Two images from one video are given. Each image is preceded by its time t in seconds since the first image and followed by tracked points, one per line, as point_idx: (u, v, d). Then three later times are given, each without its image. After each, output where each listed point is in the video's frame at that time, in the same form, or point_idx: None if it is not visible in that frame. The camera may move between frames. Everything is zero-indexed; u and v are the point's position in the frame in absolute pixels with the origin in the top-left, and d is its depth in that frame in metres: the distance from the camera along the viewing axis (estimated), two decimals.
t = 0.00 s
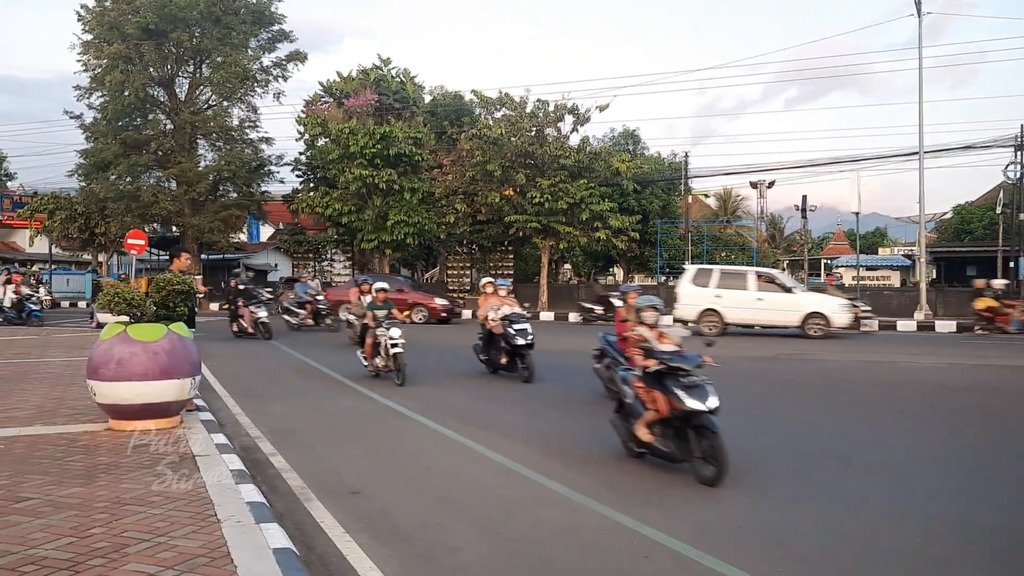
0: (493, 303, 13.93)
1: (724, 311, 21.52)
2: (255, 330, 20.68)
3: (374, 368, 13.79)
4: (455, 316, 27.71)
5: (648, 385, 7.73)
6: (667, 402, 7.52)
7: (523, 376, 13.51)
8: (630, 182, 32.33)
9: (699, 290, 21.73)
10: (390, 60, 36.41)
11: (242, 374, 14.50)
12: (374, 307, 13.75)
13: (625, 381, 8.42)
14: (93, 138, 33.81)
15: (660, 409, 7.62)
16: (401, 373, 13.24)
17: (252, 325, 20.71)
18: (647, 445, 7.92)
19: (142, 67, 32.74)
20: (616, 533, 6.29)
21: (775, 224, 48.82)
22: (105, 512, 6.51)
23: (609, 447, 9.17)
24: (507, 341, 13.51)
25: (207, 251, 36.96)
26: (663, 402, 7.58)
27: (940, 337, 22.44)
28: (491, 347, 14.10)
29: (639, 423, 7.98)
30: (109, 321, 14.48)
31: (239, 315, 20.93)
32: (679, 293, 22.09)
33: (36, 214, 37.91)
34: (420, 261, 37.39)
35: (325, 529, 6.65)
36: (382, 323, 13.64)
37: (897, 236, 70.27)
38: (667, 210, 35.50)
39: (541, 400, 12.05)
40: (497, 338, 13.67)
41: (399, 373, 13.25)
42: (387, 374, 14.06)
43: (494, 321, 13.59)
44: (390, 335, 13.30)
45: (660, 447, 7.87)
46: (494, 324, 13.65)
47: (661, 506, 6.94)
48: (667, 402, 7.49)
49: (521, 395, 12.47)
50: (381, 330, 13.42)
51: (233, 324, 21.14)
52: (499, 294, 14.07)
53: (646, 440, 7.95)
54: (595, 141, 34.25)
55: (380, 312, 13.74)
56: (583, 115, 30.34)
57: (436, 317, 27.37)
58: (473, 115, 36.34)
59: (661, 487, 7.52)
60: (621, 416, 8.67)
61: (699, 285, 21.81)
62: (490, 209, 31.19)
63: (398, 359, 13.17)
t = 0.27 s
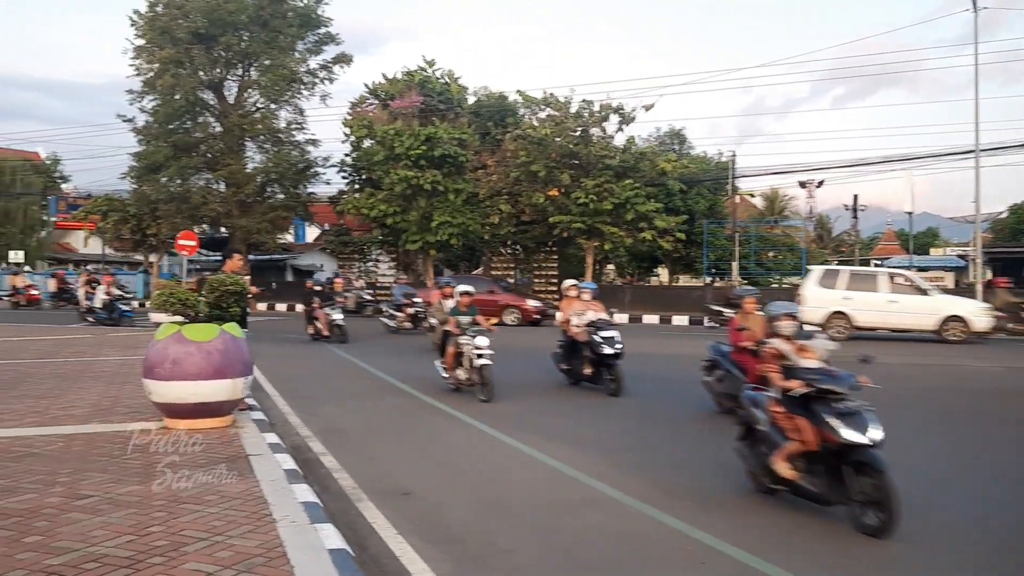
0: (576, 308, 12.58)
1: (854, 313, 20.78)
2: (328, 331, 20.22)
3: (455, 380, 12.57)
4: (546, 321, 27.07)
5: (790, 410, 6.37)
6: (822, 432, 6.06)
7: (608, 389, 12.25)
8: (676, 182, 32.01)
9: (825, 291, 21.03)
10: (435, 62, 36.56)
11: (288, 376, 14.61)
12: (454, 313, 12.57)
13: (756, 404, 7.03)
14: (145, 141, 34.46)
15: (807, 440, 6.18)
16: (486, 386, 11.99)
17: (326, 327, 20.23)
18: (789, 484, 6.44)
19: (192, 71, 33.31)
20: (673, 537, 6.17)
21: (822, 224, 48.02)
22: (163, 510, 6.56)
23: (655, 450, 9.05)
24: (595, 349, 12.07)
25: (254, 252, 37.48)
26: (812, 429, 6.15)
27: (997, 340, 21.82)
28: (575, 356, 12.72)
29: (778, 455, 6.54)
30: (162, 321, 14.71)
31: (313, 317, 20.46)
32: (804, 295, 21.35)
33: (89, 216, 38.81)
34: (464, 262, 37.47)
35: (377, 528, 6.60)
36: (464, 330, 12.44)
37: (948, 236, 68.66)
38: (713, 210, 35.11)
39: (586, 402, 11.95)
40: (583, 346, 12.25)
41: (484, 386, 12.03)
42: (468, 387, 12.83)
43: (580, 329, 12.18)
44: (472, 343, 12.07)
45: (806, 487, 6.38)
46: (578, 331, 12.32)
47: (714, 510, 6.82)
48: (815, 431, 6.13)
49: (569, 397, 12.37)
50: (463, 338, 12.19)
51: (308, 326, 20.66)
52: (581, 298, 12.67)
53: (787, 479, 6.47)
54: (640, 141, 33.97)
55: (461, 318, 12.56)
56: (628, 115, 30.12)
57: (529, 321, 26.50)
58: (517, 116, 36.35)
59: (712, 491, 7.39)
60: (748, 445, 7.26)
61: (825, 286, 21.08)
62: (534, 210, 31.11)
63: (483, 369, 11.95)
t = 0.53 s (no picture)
0: (663, 313, 11.81)
1: (993, 315, 20.52)
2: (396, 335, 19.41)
3: (544, 397, 11.28)
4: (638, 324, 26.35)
5: (969, 445, 5.11)
6: (1018, 473, 4.75)
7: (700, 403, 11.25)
8: (719, 181, 31.68)
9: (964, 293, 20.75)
10: (475, 62, 36.63)
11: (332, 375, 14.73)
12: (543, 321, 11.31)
13: (916, 434, 5.70)
14: (191, 143, 35.03)
15: (994, 482, 4.87)
16: (580, 405, 10.66)
17: (394, 330, 19.44)
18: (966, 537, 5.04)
19: (237, 73, 33.79)
20: (721, 540, 6.08)
21: (867, 224, 47.21)
22: (212, 508, 6.63)
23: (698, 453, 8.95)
24: (685, 359, 11.18)
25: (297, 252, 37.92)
26: (1001, 468, 4.85)
27: None
28: (661, 366, 11.87)
29: (951, 499, 5.17)
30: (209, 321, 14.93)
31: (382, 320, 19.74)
32: (938, 297, 21.09)
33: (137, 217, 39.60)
34: (504, 263, 37.51)
35: (422, 528, 6.59)
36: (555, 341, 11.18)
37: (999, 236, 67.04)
38: (756, 210, 34.70)
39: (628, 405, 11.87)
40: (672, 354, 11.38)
41: (578, 404, 10.70)
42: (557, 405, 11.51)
43: (669, 336, 11.42)
44: (564, 356, 10.75)
45: (988, 544, 4.98)
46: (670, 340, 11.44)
47: (761, 514, 6.72)
48: (1008, 471, 4.82)
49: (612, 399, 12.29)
50: (553, 350, 10.91)
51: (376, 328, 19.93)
52: (669, 302, 11.90)
53: (963, 530, 5.08)
54: (682, 141, 33.68)
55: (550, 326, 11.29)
56: (670, 114, 29.88)
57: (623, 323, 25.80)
58: (557, 116, 36.30)
59: (758, 495, 7.28)
60: (903, 484, 5.85)
61: (962, 287, 20.82)
62: (575, 210, 31.02)
63: (577, 385, 10.61)
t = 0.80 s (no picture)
0: (768, 320, 10.34)
1: None
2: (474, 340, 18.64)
3: (656, 421, 9.52)
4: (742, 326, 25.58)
5: None
6: None
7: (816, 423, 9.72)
8: (770, 181, 31.20)
9: None
10: (523, 64, 36.65)
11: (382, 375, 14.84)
12: (653, 331, 9.61)
13: None
14: (244, 147, 35.66)
15: None
16: (704, 431, 8.84)
17: (472, 335, 18.67)
18: None
19: (289, 78, 34.33)
20: (776, 544, 5.96)
21: (924, 224, 46.05)
22: (267, 505, 6.73)
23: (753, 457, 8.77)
24: (797, 373, 9.72)
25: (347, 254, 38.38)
26: None
27: None
28: (765, 381, 10.33)
29: None
30: (263, 321, 15.18)
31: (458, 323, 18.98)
32: None
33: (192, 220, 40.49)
34: (551, 264, 37.48)
35: (473, 528, 6.58)
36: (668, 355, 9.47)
37: None
38: (809, 210, 34.10)
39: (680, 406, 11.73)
40: (781, 367, 9.89)
41: (701, 431, 8.91)
42: (671, 430, 9.76)
43: (777, 345, 9.92)
44: (682, 374, 9.00)
45: None
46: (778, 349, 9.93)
47: (816, 519, 6.56)
48: None
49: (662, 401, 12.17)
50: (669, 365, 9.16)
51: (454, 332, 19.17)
52: (772, 307, 10.45)
53: None
54: (733, 140, 33.26)
55: (662, 337, 9.57)
56: (721, 113, 29.54)
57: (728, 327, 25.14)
58: (606, 116, 36.15)
59: (814, 499, 7.11)
60: None
61: None
62: (623, 211, 30.82)
63: (700, 408, 8.81)
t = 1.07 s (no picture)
0: (896, 329, 8.51)
1: None
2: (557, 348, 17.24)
3: (802, 459, 7.47)
4: (863, 330, 23.83)
5: None
6: None
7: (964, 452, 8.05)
8: (829, 180, 30.54)
9: None
10: (575, 65, 36.53)
11: (436, 377, 14.93)
12: (795, 347, 7.52)
13: None
14: (300, 151, 36.21)
15: None
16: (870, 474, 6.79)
17: (554, 342, 17.27)
18: None
19: (344, 82, 34.78)
20: (837, 552, 5.77)
21: (990, 223, 44.61)
22: (323, 505, 6.79)
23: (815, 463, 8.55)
24: (937, 393, 7.99)
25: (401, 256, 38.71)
26: None
27: None
28: (890, 400, 8.53)
29: None
30: (319, 323, 15.37)
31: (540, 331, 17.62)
32: None
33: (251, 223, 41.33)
34: (604, 266, 37.32)
35: (525, 531, 6.53)
36: (818, 378, 7.36)
37: None
38: (868, 211, 33.34)
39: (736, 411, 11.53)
40: (915, 386, 8.13)
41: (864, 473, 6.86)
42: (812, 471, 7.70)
43: (907, 359, 8.11)
44: (837, 401, 6.93)
45: None
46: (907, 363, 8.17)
47: (878, 526, 6.34)
48: None
49: (717, 404, 11.96)
50: (820, 391, 7.08)
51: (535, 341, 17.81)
52: (899, 315, 8.66)
53: None
54: (790, 140, 32.66)
55: (808, 355, 7.48)
56: (778, 112, 29.01)
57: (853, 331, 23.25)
58: (659, 116, 35.85)
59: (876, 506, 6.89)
60: None
61: None
62: (678, 212, 30.50)
63: (865, 446, 6.75)
